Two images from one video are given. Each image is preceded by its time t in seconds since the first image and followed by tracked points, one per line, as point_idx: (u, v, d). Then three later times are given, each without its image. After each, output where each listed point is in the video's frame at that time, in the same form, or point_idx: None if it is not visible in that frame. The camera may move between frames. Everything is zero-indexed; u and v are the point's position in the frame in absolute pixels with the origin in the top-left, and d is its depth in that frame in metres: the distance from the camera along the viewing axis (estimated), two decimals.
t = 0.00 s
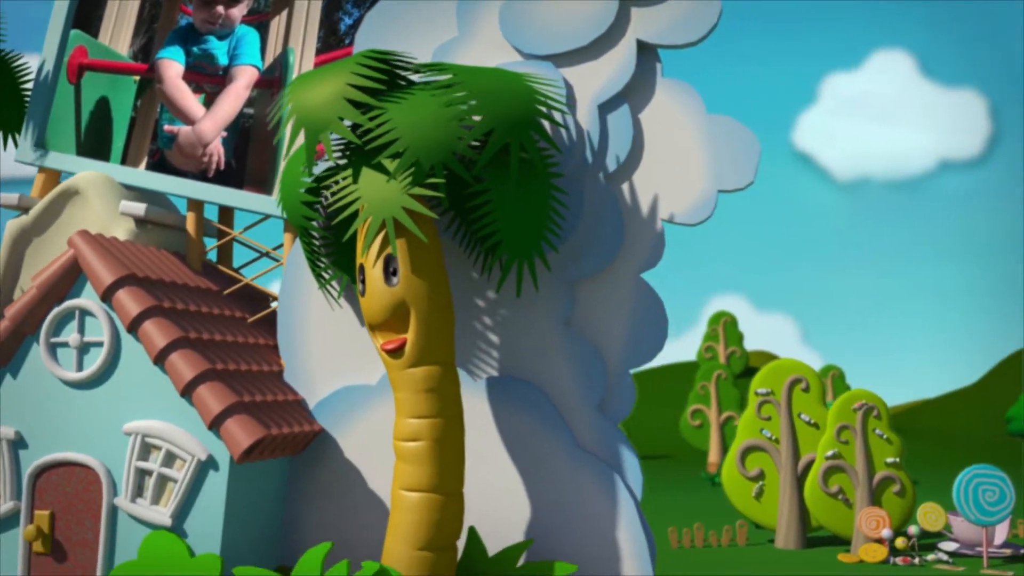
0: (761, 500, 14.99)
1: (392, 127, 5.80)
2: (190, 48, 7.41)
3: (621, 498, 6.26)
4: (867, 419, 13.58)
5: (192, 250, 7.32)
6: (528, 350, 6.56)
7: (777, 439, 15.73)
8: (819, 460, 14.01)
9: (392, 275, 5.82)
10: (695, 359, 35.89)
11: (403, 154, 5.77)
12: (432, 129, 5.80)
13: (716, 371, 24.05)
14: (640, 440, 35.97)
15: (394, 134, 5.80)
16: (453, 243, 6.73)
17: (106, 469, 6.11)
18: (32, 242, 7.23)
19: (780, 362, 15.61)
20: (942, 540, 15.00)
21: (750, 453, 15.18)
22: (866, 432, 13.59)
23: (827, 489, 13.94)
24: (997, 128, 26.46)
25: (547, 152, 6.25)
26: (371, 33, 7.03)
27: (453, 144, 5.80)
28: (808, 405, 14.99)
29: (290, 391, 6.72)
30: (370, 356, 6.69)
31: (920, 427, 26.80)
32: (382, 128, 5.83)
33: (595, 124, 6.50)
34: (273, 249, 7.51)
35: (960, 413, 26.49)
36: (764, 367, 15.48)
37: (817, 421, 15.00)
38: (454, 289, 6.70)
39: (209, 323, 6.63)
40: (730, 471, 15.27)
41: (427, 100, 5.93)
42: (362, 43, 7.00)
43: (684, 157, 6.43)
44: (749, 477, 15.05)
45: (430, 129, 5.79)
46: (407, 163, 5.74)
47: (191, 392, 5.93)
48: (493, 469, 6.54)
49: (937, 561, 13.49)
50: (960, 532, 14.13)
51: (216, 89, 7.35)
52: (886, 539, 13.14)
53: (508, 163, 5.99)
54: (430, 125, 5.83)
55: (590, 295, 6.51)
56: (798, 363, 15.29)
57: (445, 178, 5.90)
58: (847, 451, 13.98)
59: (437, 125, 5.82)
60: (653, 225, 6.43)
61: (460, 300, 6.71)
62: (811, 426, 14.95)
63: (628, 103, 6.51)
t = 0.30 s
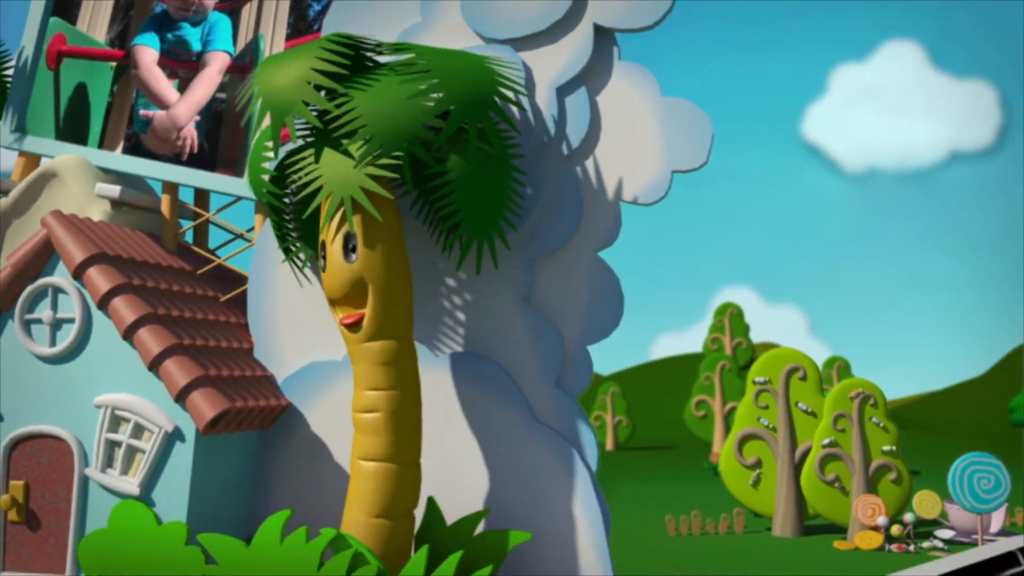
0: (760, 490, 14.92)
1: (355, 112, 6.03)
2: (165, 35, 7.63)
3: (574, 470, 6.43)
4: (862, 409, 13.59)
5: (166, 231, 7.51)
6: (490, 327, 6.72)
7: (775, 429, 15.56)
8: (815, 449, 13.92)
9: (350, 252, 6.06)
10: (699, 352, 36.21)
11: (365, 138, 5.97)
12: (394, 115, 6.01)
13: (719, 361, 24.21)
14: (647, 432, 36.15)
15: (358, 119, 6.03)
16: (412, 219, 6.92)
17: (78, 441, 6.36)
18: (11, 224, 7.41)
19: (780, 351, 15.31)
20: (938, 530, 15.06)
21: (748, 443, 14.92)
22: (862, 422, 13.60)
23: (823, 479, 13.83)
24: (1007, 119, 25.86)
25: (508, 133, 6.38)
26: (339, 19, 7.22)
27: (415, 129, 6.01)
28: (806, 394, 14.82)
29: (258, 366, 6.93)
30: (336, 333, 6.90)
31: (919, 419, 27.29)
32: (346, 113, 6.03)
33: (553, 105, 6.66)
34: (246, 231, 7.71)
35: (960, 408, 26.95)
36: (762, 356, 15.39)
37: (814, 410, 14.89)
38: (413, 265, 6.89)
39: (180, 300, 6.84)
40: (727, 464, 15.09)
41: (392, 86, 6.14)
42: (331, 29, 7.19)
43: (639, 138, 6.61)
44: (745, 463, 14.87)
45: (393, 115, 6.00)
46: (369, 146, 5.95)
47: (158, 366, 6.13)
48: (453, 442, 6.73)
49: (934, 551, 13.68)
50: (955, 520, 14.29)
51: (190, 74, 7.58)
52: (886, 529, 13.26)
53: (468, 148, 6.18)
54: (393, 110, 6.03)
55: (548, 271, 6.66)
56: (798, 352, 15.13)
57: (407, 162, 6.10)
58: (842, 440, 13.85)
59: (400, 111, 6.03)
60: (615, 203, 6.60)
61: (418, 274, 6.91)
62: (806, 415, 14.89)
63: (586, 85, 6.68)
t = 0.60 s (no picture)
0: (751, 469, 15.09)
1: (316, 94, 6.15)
2: (134, 18, 7.83)
3: (526, 440, 6.58)
4: (853, 389, 13.86)
5: (136, 209, 7.73)
6: (447, 301, 6.88)
7: (767, 410, 15.56)
8: (805, 428, 14.31)
9: (308, 228, 6.27)
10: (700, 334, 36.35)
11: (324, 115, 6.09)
12: (352, 93, 6.15)
13: (719, 344, 24.51)
14: (651, 415, 36.53)
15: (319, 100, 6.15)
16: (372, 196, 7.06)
17: (46, 411, 6.62)
18: None
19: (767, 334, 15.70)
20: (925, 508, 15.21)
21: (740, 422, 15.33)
22: (854, 402, 13.89)
23: (815, 458, 14.26)
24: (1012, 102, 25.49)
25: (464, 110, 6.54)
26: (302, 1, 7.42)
27: (375, 110, 6.19)
28: (798, 374, 15.31)
29: (223, 340, 7.15)
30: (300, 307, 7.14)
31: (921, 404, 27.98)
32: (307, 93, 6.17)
33: (507, 84, 6.85)
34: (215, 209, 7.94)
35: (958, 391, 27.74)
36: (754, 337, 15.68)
37: (805, 390, 15.36)
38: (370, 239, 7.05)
39: (147, 276, 7.08)
40: (721, 445, 15.40)
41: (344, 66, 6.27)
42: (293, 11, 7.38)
43: (591, 118, 6.78)
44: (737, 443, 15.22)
45: (351, 94, 6.15)
46: (330, 123, 6.11)
47: (123, 339, 6.35)
48: (409, 414, 6.88)
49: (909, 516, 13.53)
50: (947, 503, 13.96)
51: (159, 56, 7.82)
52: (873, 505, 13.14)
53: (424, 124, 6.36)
54: (353, 90, 6.17)
55: (502, 247, 6.85)
56: (788, 334, 15.41)
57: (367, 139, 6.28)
58: (833, 421, 14.26)
59: (359, 91, 6.17)
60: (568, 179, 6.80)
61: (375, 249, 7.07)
62: (798, 396, 15.29)
63: (538, 65, 6.87)
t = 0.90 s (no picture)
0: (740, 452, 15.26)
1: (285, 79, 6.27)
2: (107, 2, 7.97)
3: (486, 414, 6.75)
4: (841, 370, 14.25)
5: (110, 190, 7.88)
6: (410, 280, 7.02)
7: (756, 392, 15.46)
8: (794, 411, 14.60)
9: (272, 208, 6.44)
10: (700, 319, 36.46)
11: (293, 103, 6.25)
12: (318, 85, 6.28)
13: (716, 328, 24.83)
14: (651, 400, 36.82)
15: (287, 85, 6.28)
16: (339, 177, 7.18)
17: (19, 386, 6.88)
18: None
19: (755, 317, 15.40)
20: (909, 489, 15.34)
21: (728, 404, 15.46)
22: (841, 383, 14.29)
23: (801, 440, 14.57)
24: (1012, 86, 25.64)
25: (433, 99, 6.67)
26: None
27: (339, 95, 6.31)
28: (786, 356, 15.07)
29: (193, 318, 7.33)
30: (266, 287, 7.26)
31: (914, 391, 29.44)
32: (275, 79, 6.29)
33: (467, 68, 6.98)
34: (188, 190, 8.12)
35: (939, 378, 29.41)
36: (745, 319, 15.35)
37: (795, 372, 15.18)
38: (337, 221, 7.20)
39: (119, 255, 7.28)
40: (710, 426, 15.64)
41: (314, 55, 6.37)
42: None
43: (550, 102, 6.93)
44: (727, 425, 15.42)
45: (319, 84, 6.28)
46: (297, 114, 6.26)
47: (91, 316, 6.55)
48: (371, 389, 7.03)
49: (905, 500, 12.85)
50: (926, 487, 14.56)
51: (130, 40, 8.06)
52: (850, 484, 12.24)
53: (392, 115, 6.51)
54: (321, 80, 6.30)
55: (464, 227, 7.02)
56: (776, 316, 15.27)
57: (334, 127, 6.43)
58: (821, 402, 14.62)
59: (324, 81, 6.30)
60: (529, 162, 6.96)
61: (342, 230, 7.23)
62: (788, 378, 15.18)
63: (498, 50, 7.01)
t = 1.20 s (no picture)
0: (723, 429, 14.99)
1: (248, 60, 6.39)
2: None
3: (441, 388, 6.93)
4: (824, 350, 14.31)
5: (78, 169, 8.13)
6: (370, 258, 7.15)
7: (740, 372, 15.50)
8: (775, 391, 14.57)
9: (234, 187, 6.63)
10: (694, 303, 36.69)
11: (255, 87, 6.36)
12: (281, 69, 6.39)
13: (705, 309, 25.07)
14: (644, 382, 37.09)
15: (250, 67, 6.38)
16: (302, 158, 7.27)
17: None
18: None
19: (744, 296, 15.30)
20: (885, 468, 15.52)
21: (713, 385, 15.32)
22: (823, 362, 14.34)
23: (784, 419, 14.48)
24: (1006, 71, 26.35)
25: (397, 88, 6.72)
26: None
27: (298, 77, 6.43)
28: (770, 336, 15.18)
29: (158, 295, 7.53)
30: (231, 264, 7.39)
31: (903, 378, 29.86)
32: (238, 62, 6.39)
33: (424, 52, 7.15)
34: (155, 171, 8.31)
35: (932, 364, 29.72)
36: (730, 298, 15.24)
37: (777, 352, 15.39)
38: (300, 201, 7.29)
39: (86, 233, 7.49)
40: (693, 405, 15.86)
41: (278, 41, 6.45)
42: None
43: (506, 84, 7.11)
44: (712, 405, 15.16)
45: (281, 69, 6.39)
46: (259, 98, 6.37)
47: (57, 292, 6.79)
48: (331, 363, 7.21)
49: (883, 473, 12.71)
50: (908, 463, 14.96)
51: (97, 23, 8.45)
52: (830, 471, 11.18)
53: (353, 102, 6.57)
54: (284, 65, 6.41)
55: (421, 206, 7.18)
56: (758, 297, 15.29)
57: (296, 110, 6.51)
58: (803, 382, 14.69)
59: (286, 66, 6.41)
60: (486, 136, 7.14)
61: (305, 209, 7.33)
62: (770, 357, 15.37)
63: (454, 33, 7.17)
